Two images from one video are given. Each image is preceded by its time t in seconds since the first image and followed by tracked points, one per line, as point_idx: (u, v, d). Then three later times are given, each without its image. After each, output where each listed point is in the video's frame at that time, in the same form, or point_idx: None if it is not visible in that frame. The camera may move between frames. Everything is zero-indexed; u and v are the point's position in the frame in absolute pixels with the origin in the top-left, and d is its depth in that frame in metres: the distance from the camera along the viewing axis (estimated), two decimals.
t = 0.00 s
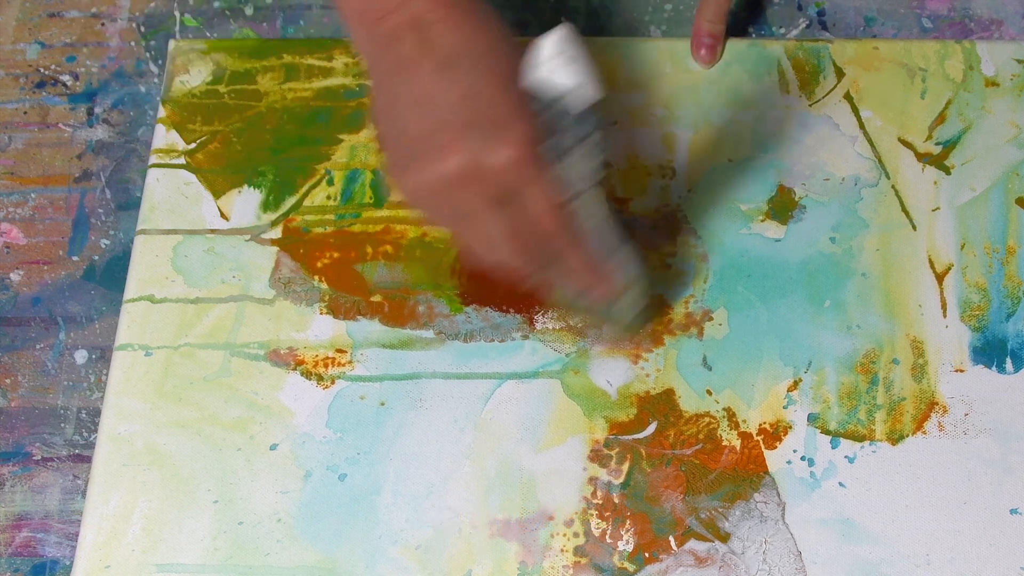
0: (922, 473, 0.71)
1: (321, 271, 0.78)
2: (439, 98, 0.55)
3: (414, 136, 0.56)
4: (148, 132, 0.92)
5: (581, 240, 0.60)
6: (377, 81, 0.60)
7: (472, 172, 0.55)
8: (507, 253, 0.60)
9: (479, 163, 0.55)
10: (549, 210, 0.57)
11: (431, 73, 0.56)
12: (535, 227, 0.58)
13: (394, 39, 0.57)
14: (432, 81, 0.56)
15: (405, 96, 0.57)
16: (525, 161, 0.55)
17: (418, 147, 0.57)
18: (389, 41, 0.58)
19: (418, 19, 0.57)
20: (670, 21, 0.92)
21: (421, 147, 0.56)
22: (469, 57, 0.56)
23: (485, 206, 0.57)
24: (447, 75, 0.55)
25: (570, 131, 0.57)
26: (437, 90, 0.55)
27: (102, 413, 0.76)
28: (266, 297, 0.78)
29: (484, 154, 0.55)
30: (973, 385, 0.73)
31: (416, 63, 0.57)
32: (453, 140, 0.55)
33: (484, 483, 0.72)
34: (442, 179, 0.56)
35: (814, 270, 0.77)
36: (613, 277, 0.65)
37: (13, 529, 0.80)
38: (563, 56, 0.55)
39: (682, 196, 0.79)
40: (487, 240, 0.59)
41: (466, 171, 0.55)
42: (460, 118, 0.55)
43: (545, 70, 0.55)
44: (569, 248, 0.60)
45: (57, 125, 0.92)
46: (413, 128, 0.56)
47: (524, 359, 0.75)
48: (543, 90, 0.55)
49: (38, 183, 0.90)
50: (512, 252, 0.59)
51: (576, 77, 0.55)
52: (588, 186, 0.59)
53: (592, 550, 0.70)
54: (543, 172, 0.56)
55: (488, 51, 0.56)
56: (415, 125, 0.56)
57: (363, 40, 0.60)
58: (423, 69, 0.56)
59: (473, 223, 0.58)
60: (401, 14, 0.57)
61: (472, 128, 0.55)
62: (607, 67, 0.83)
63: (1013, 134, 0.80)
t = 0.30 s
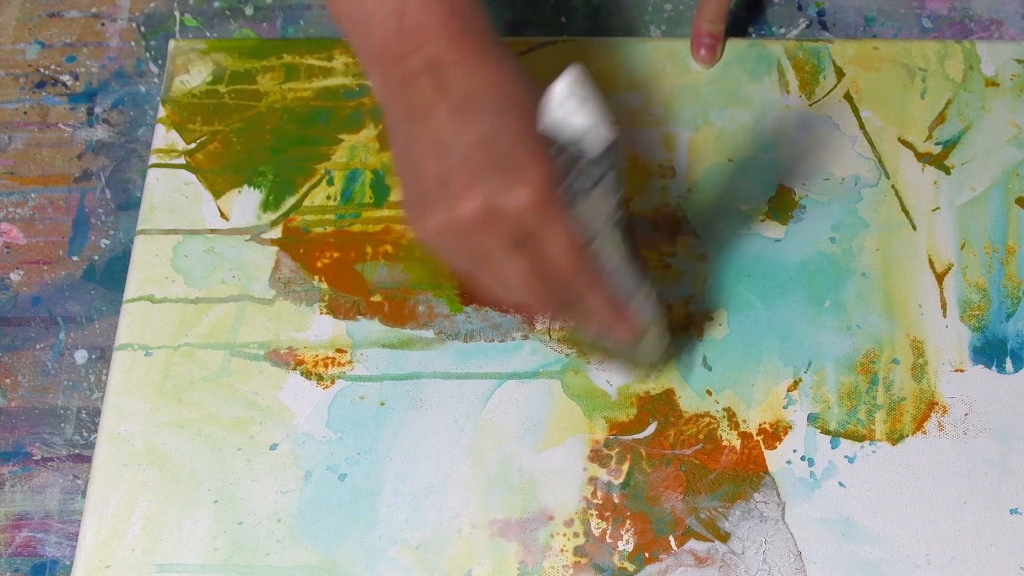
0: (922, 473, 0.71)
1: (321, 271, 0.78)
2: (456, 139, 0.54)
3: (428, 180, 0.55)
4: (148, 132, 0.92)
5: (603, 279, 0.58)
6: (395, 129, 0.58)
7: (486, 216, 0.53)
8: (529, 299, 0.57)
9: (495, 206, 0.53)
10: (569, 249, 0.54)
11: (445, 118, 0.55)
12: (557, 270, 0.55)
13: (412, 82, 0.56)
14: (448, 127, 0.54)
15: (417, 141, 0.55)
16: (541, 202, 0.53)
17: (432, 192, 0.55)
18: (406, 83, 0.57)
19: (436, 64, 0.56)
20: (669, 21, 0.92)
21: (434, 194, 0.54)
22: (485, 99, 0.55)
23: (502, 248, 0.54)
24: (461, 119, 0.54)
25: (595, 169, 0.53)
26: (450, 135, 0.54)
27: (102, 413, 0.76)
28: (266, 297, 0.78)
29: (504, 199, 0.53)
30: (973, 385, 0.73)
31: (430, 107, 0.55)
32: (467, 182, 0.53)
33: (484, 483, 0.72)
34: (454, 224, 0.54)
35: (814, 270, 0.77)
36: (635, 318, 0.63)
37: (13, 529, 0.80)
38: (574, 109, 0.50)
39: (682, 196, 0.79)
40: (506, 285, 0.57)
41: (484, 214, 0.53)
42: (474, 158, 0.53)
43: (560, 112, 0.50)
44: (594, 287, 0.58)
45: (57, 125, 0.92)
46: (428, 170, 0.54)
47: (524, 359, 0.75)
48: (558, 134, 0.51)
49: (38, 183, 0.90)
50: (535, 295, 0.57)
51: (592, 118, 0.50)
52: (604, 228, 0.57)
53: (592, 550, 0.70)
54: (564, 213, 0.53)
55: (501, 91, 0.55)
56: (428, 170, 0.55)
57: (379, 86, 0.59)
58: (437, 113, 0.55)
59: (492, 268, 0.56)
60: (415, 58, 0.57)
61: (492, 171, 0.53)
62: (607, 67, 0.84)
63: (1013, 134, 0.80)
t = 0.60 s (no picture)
0: (922, 473, 0.71)
1: (321, 271, 0.78)
2: (431, 149, 0.48)
3: (403, 192, 0.50)
4: (148, 132, 0.92)
5: (569, 294, 0.55)
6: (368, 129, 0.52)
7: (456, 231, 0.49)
8: (496, 307, 0.54)
9: (473, 225, 0.49)
10: (544, 262, 0.51)
11: (421, 126, 0.49)
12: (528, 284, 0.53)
13: (390, 88, 0.49)
14: (424, 136, 0.49)
15: (392, 148, 0.50)
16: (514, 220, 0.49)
17: (403, 204, 0.50)
18: (380, 90, 0.49)
19: (411, 66, 0.48)
20: (669, 21, 0.92)
21: (406, 205, 0.50)
22: (467, 107, 0.48)
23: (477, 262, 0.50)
24: (439, 128, 0.48)
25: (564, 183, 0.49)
26: (425, 144, 0.49)
27: (102, 413, 0.76)
28: (266, 297, 0.78)
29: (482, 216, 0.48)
30: (973, 385, 0.73)
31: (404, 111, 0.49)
32: (441, 197, 0.48)
33: (484, 483, 0.72)
34: (428, 239, 0.50)
35: (814, 270, 0.77)
36: (605, 333, 0.61)
37: (13, 529, 0.80)
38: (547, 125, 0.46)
39: (682, 197, 0.79)
40: (474, 294, 0.54)
41: (456, 228, 0.49)
42: (450, 172, 0.48)
43: (529, 129, 0.46)
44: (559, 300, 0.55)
45: (57, 125, 0.92)
46: (399, 183, 0.50)
47: (524, 359, 0.75)
48: (527, 150, 0.47)
49: (38, 183, 0.90)
50: (504, 308, 0.54)
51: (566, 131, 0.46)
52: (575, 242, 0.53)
53: (592, 550, 0.70)
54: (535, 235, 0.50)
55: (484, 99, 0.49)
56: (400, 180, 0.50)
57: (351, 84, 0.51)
58: (412, 121, 0.49)
59: (463, 280, 0.53)
60: (390, 67, 0.48)
61: (467, 185, 0.48)
62: (607, 67, 0.84)
63: (1013, 134, 0.80)
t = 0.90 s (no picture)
0: (922, 473, 0.71)
1: (322, 271, 0.78)
2: (357, 117, 0.47)
3: (325, 162, 0.49)
4: (148, 132, 0.92)
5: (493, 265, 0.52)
6: (306, 98, 0.51)
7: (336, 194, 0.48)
8: (416, 285, 0.53)
9: (389, 195, 0.47)
10: (462, 241, 0.49)
11: (347, 97, 0.48)
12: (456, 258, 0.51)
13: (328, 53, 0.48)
14: (349, 106, 0.48)
15: (322, 118, 0.49)
16: (432, 193, 0.47)
17: (329, 171, 0.49)
18: (316, 54, 0.49)
19: (344, 37, 0.48)
20: (670, 21, 0.92)
21: (329, 174, 0.48)
22: (392, 75, 0.47)
23: (386, 238, 0.49)
24: (363, 99, 0.47)
25: (480, 160, 0.48)
26: (349, 114, 0.48)
27: (102, 413, 0.76)
28: (266, 297, 0.78)
29: (394, 186, 0.47)
30: (973, 385, 0.73)
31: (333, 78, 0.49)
32: (361, 168, 0.47)
33: (484, 483, 0.72)
34: (345, 211, 0.48)
35: (813, 270, 0.77)
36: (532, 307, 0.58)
37: (13, 529, 0.80)
38: (449, 109, 0.44)
39: (682, 196, 0.79)
40: (393, 269, 0.52)
41: (376, 203, 0.47)
42: (372, 141, 0.47)
43: (435, 110, 0.45)
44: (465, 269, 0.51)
45: (57, 125, 0.92)
46: (322, 155, 0.49)
47: (524, 359, 0.75)
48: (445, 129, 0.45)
49: (38, 183, 0.90)
50: (422, 280, 0.52)
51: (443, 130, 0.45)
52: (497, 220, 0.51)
53: (592, 550, 0.70)
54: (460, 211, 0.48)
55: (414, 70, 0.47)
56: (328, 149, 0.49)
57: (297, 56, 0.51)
58: (341, 91, 0.48)
59: (381, 254, 0.51)
60: (327, 34, 0.49)
61: (383, 155, 0.46)
62: (608, 67, 0.83)
63: (1013, 134, 0.80)
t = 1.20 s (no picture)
0: (922, 473, 0.71)
1: (322, 271, 0.78)
2: (350, 83, 0.47)
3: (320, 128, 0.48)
4: (148, 132, 0.92)
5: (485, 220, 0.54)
6: (291, 64, 0.50)
7: (335, 164, 0.48)
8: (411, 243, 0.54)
9: (390, 157, 0.47)
10: (456, 199, 0.51)
11: (338, 63, 0.47)
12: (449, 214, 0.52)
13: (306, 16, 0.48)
14: (340, 71, 0.47)
15: (309, 83, 0.48)
16: (430, 152, 0.48)
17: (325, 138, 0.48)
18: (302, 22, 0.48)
19: None
20: (670, 21, 0.92)
21: (324, 141, 0.48)
22: (377, 38, 0.47)
23: (385, 196, 0.49)
24: (355, 66, 0.47)
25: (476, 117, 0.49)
26: (342, 79, 0.47)
27: (102, 413, 0.76)
28: (266, 298, 0.78)
29: (397, 153, 0.47)
30: (973, 385, 0.73)
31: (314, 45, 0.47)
32: (358, 129, 0.47)
33: (484, 483, 0.72)
34: (342, 173, 0.48)
35: (813, 270, 0.77)
36: (528, 263, 0.62)
37: (13, 529, 0.80)
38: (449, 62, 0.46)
39: (682, 196, 0.79)
40: (392, 229, 0.53)
41: (374, 163, 0.47)
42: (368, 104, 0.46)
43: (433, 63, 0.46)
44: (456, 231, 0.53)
45: (57, 125, 0.92)
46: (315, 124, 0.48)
47: (524, 359, 0.75)
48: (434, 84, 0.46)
49: (38, 183, 0.90)
50: (423, 239, 0.53)
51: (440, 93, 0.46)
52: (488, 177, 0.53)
53: (592, 550, 0.70)
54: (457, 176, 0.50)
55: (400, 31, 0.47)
56: (320, 115, 0.48)
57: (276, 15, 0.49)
58: (332, 58, 0.47)
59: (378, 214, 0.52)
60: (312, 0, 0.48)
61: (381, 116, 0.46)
62: (608, 67, 0.83)
63: (1013, 134, 0.80)
